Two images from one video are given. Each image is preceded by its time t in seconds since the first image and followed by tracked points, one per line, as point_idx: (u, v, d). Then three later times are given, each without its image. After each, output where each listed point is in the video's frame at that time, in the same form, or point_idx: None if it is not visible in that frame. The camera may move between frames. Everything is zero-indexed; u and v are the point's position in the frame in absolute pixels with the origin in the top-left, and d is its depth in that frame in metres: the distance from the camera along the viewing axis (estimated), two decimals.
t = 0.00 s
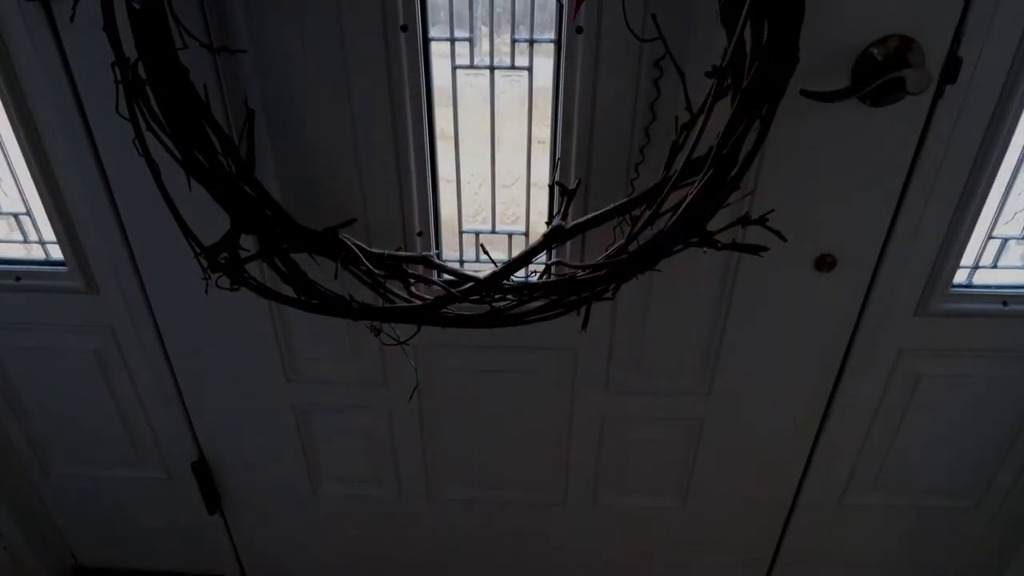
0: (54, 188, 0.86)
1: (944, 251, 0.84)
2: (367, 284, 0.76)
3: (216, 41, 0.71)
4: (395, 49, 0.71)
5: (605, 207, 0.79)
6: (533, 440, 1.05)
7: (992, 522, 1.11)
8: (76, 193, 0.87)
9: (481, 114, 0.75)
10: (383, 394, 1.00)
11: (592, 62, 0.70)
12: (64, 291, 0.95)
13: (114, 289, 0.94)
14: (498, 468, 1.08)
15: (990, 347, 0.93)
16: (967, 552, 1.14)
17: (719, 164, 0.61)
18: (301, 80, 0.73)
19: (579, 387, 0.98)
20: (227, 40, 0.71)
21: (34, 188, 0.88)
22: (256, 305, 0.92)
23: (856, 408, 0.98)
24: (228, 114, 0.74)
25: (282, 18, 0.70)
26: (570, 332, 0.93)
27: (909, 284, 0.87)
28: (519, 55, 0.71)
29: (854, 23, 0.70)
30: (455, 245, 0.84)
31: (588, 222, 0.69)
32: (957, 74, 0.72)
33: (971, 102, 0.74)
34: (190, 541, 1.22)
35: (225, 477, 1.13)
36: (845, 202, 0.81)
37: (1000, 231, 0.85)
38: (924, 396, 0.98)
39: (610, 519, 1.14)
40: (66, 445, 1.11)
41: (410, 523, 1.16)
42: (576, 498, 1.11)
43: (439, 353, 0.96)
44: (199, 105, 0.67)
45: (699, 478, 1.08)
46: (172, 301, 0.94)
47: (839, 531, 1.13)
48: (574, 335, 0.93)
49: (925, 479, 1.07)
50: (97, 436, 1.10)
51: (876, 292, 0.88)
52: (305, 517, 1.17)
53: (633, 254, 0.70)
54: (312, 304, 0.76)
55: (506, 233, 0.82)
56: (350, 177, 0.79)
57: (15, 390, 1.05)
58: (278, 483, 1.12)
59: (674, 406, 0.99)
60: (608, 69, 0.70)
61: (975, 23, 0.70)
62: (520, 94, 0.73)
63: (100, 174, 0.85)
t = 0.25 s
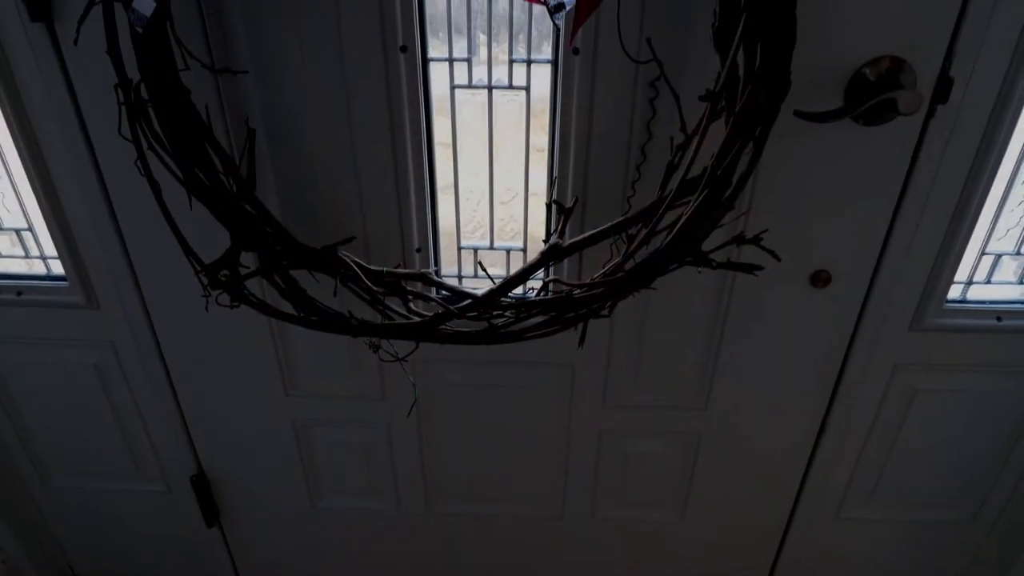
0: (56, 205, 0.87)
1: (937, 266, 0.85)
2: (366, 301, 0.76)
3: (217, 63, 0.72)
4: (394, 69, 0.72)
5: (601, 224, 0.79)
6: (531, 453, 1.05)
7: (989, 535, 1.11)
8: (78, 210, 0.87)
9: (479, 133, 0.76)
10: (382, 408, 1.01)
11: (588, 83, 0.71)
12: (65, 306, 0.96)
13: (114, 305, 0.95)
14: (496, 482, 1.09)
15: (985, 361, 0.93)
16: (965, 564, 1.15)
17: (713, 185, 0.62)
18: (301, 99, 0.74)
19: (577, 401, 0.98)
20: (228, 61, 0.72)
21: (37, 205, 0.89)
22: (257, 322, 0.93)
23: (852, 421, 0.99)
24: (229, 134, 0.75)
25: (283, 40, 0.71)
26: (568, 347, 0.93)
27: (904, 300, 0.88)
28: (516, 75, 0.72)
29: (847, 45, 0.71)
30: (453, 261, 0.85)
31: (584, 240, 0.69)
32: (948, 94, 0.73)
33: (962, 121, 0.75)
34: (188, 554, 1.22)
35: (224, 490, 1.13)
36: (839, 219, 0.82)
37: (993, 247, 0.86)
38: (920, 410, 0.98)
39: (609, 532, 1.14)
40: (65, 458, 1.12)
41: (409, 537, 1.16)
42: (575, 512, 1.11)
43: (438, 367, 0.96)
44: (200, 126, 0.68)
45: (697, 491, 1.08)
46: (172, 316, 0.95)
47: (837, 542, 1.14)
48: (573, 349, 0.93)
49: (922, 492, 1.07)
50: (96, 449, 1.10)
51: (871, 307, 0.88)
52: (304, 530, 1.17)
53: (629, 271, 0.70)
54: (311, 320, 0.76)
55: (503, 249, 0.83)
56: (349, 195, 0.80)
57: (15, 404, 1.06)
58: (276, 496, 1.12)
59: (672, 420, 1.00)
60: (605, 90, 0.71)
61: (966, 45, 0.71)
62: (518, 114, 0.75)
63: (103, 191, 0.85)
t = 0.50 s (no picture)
0: (58, 222, 0.88)
1: (930, 284, 0.86)
2: (365, 318, 0.77)
3: (219, 85, 0.73)
4: (394, 90, 0.73)
5: (598, 243, 0.81)
6: (529, 468, 1.05)
7: (984, 549, 1.11)
8: (80, 227, 0.88)
9: (477, 153, 0.77)
10: (380, 423, 1.01)
11: (584, 104, 0.72)
12: (66, 321, 0.96)
13: (115, 320, 0.96)
14: (494, 496, 1.09)
15: (978, 376, 0.94)
16: None
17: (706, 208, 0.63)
18: (302, 120, 0.75)
19: (575, 416, 0.99)
20: (231, 83, 0.73)
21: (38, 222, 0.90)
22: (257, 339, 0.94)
23: (848, 436, 1.00)
24: (231, 154, 0.76)
25: (285, 63, 0.72)
26: (566, 363, 0.94)
27: (897, 317, 0.89)
28: (513, 97, 0.73)
29: (838, 68, 0.73)
30: (451, 279, 0.86)
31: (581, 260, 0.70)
32: (938, 115, 0.75)
33: (953, 142, 0.77)
34: (186, 569, 1.22)
35: (221, 505, 1.13)
36: (833, 238, 0.83)
37: (984, 265, 0.87)
38: (915, 425, 0.99)
39: (606, 546, 1.14)
40: (63, 473, 1.12)
41: (406, 551, 1.16)
42: (572, 526, 1.12)
43: (437, 382, 0.97)
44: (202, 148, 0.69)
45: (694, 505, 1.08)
46: (172, 332, 0.95)
47: (834, 556, 1.14)
48: (570, 365, 0.94)
49: (918, 506, 1.07)
50: (95, 464, 1.10)
51: (864, 324, 0.89)
52: (301, 544, 1.17)
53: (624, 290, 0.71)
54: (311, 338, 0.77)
55: (501, 266, 0.84)
56: (349, 214, 0.81)
57: (13, 419, 1.06)
58: (274, 511, 1.12)
59: (669, 435, 1.00)
60: (601, 112, 0.72)
61: (955, 68, 0.72)
62: (516, 135, 0.76)
63: (105, 208, 0.86)
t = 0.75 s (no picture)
0: (61, 242, 0.89)
1: (924, 305, 0.87)
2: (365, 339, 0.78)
3: (222, 110, 0.74)
4: (394, 115, 0.74)
5: (595, 266, 0.82)
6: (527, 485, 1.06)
7: (980, 565, 1.12)
8: (82, 247, 0.89)
9: (475, 177, 0.78)
10: (379, 440, 1.02)
11: (581, 129, 0.73)
12: (68, 340, 0.97)
13: (116, 339, 0.96)
14: (492, 513, 1.09)
15: (972, 395, 0.95)
16: None
17: (700, 234, 0.64)
18: (304, 144, 0.76)
19: (573, 434, 0.99)
20: (233, 109, 0.74)
21: (42, 242, 0.91)
22: (257, 359, 0.95)
23: (844, 454, 1.00)
24: (232, 178, 0.77)
25: (288, 89, 0.73)
26: (564, 381, 0.94)
27: (891, 337, 0.90)
28: (511, 122, 0.74)
29: (831, 95, 0.74)
30: (450, 298, 0.87)
31: (578, 283, 0.71)
32: (930, 140, 0.76)
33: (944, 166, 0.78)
34: None
35: (220, 521, 1.13)
36: (827, 259, 0.84)
37: (976, 286, 0.88)
38: (910, 443, 0.99)
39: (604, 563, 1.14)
40: (61, 489, 1.12)
41: (404, 567, 1.16)
42: (570, 543, 1.12)
43: (435, 401, 0.97)
44: (204, 173, 0.70)
45: (692, 523, 1.08)
46: (173, 350, 0.96)
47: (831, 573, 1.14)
48: (568, 383, 0.95)
49: (915, 523, 1.08)
50: (93, 480, 1.11)
51: (859, 344, 0.90)
52: (299, 561, 1.17)
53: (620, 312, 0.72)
54: (311, 358, 0.78)
55: (499, 286, 0.85)
56: (349, 235, 0.82)
57: (13, 436, 1.06)
58: (273, 527, 1.13)
59: (666, 452, 1.01)
60: (597, 137, 0.73)
61: (945, 95, 0.74)
62: (514, 159, 0.77)
63: (107, 229, 0.87)
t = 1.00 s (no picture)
0: (61, 261, 0.89)
1: (918, 324, 0.88)
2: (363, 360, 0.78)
3: (223, 135, 0.75)
4: (392, 139, 0.75)
5: (591, 287, 0.82)
6: (525, 503, 1.06)
7: None
8: (83, 266, 0.90)
9: (473, 199, 0.79)
10: (377, 458, 1.02)
11: (578, 152, 0.74)
12: (67, 358, 0.97)
13: (115, 357, 0.97)
14: (490, 531, 1.09)
15: (966, 413, 0.96)
16: None
17: (695, 258, 0.65)
18: (303, 166, 0.77)
19: (570, 452, 1.00)
20: (234, 133, 0.75)
21: (42, 261, 0.91)
22: (256, 379, 0.95)
23: (840, 472, 1.00)
24: (232, 200, 0.78)
25: (288, 113, 0.74)
26: (561, 399, 0.95)
27: (886, 357, 0.91)
28: (509, 144, 0.75)
29: (823, 119, 0.75)
30: (448, 317, 0.87)
31: (574, 304, 0.72)
32: (921, 164, 0.77)
33: (935, 189, 0.79)
34: None
35: (217, 538, 1.13)
36: (821, 280, 0.85)
37: (970, 306, 0.89)
38: (906, 460, 1.00)
39: None
40: (59, 506, 1.12)
41: None
42: (568, 560, 1.12)
43: (433, 419, 0.98)
44: (205, 196, 0.71)
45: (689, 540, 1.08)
46: (172, 368, 0.96)
47: None
48: (565, 402, 0.95)
49: (912, 541, 1.08)
50: (91, 497, 1.11)
51: (854, 363, 0.91)
52: None
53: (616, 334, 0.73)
54: (309, 379, 0.78)
55: (497, 306, 0.85)
56: (348, 256, 0.83)
57: (11, 453, 1.07)
58: (270, 545, 1.13)
59: (664, 470, 1.01)
60: (594, 160, 0.74)
61: (936, 119, 0.75)
62: (512, 181, 0.77)
63: (108, 249, 0.88)
